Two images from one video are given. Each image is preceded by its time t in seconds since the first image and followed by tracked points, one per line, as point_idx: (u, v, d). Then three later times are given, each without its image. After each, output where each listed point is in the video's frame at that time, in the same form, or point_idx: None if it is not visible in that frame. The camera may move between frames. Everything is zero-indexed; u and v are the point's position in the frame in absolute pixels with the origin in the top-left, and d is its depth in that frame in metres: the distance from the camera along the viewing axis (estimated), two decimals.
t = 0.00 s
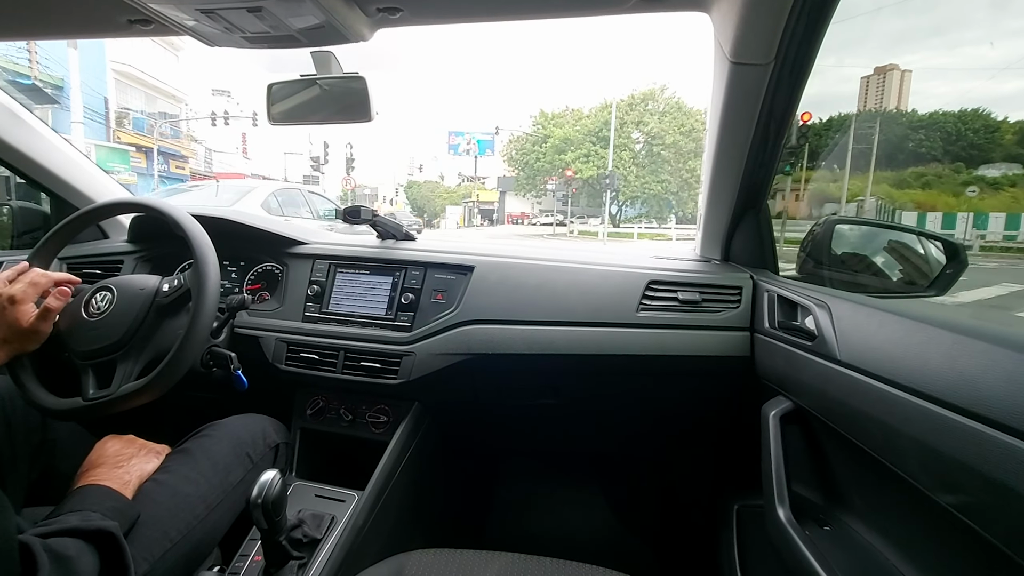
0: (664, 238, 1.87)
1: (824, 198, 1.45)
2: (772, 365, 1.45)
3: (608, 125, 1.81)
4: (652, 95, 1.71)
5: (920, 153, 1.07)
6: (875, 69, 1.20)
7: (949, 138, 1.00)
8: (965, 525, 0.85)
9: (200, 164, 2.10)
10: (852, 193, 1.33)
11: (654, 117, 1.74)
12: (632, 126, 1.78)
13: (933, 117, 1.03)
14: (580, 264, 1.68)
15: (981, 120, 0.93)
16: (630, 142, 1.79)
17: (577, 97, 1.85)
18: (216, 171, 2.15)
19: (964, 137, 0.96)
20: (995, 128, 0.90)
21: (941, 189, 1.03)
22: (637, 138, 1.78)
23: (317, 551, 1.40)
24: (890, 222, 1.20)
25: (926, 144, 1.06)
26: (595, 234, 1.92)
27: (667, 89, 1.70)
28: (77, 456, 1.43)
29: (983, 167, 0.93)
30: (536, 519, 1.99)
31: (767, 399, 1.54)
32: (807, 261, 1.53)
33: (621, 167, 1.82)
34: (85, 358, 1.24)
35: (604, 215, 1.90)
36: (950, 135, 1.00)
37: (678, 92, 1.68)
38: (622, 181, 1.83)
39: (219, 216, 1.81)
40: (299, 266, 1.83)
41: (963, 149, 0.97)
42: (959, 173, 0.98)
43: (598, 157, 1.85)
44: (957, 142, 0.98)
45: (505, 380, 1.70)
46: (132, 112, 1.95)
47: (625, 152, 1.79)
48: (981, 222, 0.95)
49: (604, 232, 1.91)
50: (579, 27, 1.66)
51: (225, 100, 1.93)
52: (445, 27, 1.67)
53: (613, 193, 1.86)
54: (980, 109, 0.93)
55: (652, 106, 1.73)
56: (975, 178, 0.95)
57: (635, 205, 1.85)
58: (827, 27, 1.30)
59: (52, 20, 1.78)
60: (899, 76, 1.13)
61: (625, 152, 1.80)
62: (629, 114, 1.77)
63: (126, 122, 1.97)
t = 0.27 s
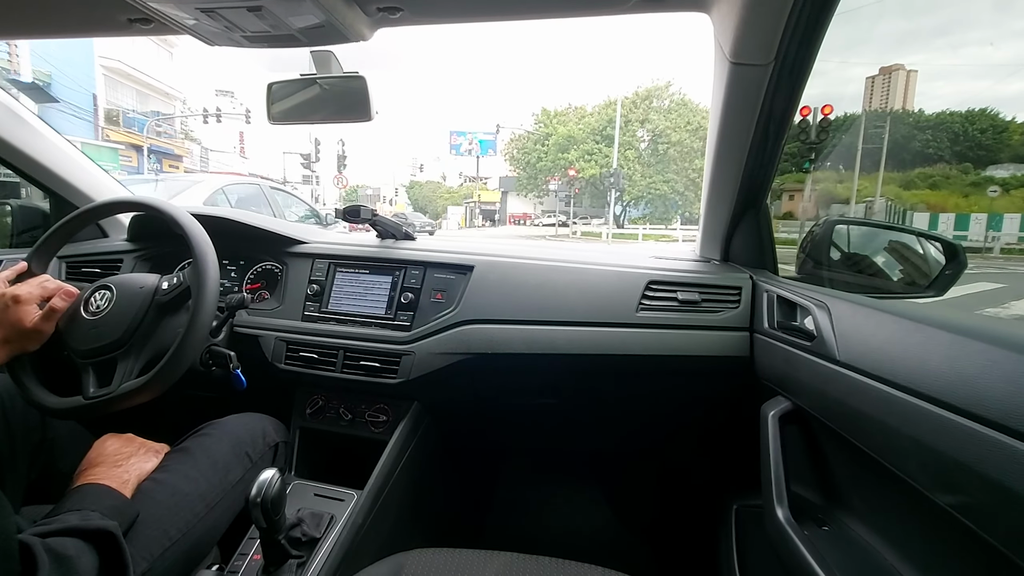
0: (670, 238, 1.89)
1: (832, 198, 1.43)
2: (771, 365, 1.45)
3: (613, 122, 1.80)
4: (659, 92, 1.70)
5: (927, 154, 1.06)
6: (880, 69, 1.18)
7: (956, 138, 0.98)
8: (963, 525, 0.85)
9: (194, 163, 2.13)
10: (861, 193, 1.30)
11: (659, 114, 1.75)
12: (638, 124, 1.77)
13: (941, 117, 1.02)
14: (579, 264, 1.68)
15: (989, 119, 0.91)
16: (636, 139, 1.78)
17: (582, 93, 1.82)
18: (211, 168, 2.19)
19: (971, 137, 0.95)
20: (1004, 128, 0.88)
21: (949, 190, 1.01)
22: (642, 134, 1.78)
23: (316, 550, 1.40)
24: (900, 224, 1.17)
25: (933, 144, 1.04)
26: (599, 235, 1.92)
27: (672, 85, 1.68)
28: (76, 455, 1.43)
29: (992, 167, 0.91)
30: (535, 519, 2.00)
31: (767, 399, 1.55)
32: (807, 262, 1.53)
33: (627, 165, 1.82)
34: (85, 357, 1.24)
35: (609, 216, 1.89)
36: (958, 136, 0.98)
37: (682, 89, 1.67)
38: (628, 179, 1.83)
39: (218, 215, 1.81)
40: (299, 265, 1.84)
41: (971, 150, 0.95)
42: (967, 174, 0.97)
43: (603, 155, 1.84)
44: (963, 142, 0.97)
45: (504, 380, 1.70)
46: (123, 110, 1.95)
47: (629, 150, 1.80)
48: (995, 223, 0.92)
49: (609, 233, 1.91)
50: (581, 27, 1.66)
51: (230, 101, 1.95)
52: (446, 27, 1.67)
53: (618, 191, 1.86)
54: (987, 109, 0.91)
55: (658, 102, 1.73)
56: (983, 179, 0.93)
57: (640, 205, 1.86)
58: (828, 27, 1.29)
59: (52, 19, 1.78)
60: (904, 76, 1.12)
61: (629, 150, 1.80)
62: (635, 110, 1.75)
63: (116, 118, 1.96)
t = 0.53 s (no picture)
0: (675, 239, 1.87)
1: (840, 198, 1.40)
2: (771, 368, 1.45)
3: (617, 119, 1.80)
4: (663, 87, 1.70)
5: (934, 153, 1.04)
6: (886, 68, 1.18)
7: (965, 138, 0.97)
8: (962, 527, 0.85)
9: (191, 164, 2.13)
10: (871, 193, 1.26)
11: (664, 110, 1.73)
12: (642, 121, 1.76)
13: (947, 116, 1.00)
14: (580, 266, 1.68)
15: (998, 119, 0.90)
16: (640, 137, 1.77)
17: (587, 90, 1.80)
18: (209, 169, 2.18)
19: (977, 136, 0.94)
20: (1012, 128, 0.87)
21: (956, 190, 0.99)
22: (647, 131, 1.76)
23: (315, 553, 1.40)
24: (910, 227, 1.13)
25: (940, 144, 1.02)
26: (604, 237, 1.88)
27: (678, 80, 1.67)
28: (75, 457, 1.43)
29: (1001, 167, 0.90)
30: (535, 521, 1.99)
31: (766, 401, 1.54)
32: (806, 264, 1.53)
33: (633, 164, 1.79)
34: (85, 359, 1.24)
35: (612, 218, 1.86)
36: (965, 135, 0.97)
37: (688, 85, 1.66)
38: (633, 178, 1.80)
39: (217, 217, 1.81)
40: (299, 267, 1.83)
41: (978, 149, 0.94)
42: (976, 173, 0.95)
43: (608, 154, 1.82)
44: (971, 142, 0.95)
45: (504, 382, 1.70)
46: (115, 107, 1.93)
47: (634, 149, 1.78)
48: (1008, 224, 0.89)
49: (613, 233, 1.87)
50: (573, 31, 1.63)
51: (232, 101, 1.95)
52: (447, 29, 1.67)
53: (624, 189, 1.84)
54: (996, 108, 0.90)
55: (663, 99, 1.72)
56: (991, 179, 0.92)
57: (644, 206, 1.85)
58: (828, 28, 1.30)
59: (52, 21, 1.78)
60: (910, 76, 1.11)
61: (634, 149, 1.78)
62: (639, 107, 1.75)
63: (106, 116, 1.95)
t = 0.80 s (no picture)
0: (682, 239, 1.90)
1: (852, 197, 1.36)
2: (773, 369, 1.45)
3: (625, 116, 1.77)
4: (669, 84, 1.69)
5: (945, 152, 1.01)
6: (894, 67, 1.16)
7: (976, 136, 0.94)
8: (964, 530, 0.85)
9: (190, 163, 2.08)
10: (885, 191, 1.22)
11: (670, 107, 1.71)
12: (649, 119, 1.73)
13: (958, 114, 0.98)
14: (582, 266, 1.68)
15: (1009, 116, 0.87)
16: (648, 134, 1.75)
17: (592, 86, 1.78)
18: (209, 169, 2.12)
19: (989, 134, 0.91)
20: None
21: (968, 189, 0.97)
22: (655, 129, 1.74)
23: (316, 552, 1.40)
24: (924, 225, 1.09)
25: (951, 142, 1.00)
26: (610, 237, 1.89)
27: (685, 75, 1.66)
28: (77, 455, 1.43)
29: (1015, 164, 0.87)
30: (536, 521, 2.00)
31: (768, 402, 1.54)
32: (809, 265, 1.53)
33: (640, 161, 1.79)
34: (90, 357, 1.24)
35: (615, 217, 1.87)
36: (976, 134, 0.94)
37: (696, 80, 1.65)
38: (642, 176, 1.81)
39: (220, 216, 1.82)
40: (301, 266, 1.84)
41: (988, 147, 0.92)
42: (987, 172, 0.92)
43: (614, 153, 1.82)
44: (982, 139, 0.93)
45: (506, 382, 1.70)
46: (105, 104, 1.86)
47: (641, 146, 1.77)
48: None
49: (620, 234, 1.89)
50: (589, 31, 1.64)
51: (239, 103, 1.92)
52: (451, 28, 1.67)
53: (632, 186, 1.84)
54: (1008, 105, 0.87)
55: (670, 96, 1.70)
56: (1004, 177, 0.89)
57: (652, 205, 1.85)
58: (831, 30, 1.30)
59: (55, 20, 1.78)
60: (919, 72, 1.08)
61: (641, 146, 1.77)
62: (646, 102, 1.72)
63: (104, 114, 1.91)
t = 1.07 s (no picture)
0: (691, 239, 1.89)
1: (861, 195, 1.32)
2: (777, 368, 1.45)
3: (632, 114, 1.78)
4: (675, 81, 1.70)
5: (958, 150, 0.99)
6: (903, 65, 1.13)
7: (989, 134, 0.92)
8: (970, 530, 0.85)
9: (191, 164, 2.00)
10: (898, 189, 1.18)
11: (678, 103, 1.72)
12: (657, 116, 1.76)
13: (969, 111, 0.96)
14: (585, 266, 1.68)
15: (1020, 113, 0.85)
16: (654, 131, 1.76)
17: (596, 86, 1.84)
18: (211, 170, 2.04)
19: (1001, 132, 0.89)
20: None
21: (980, 187, 0.95)
22: (661, 127, 1.76)
23: (320, 552, 1.40)
24: (939, 226, 1.06)
25: (963, 140, 0.98)
26: (616, 237, 1.88)
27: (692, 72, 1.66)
28: (82, 456, 1.44)
29: None
30: (540, 521, 1.99)
31: (772, 402, 1.54)
32: (812, 264, 1.53)
33: (648, 159, 1.79)
34: (98, 359, 1.25)
35: (621, 217, 1.86)
36: (989, 132, 0.92)
37: (704, 76, 1.63)
38: (653, 173, 1.80)
39: (224, 218, 1.83)
40: (304, 267, 1.84)
41: (1001, 144, 0.89)
42: (1000, 170, 0.90)
43: (620, 150, 1.83)
44: (993, 137, 0.91)
45: (510, 382, 1.70)
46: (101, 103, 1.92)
47: (649, 144, 1.78)
48: None
49: (627, 235, 1.87)
50: (584, 32, 1.64)
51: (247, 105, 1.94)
52: (453, 29, 1.68)
53: (640, 185, 1.83)
54: (1019, 102, 0.85)
55: (677, 92, 1.71)
56: (1016, 175, 0.87)
57: (661, 204, 1.85)
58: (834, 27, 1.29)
59: (59, 23, 1.80)
60: (928, 71, 1.06)
61: (650, 144, 1.78)
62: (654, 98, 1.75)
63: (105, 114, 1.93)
